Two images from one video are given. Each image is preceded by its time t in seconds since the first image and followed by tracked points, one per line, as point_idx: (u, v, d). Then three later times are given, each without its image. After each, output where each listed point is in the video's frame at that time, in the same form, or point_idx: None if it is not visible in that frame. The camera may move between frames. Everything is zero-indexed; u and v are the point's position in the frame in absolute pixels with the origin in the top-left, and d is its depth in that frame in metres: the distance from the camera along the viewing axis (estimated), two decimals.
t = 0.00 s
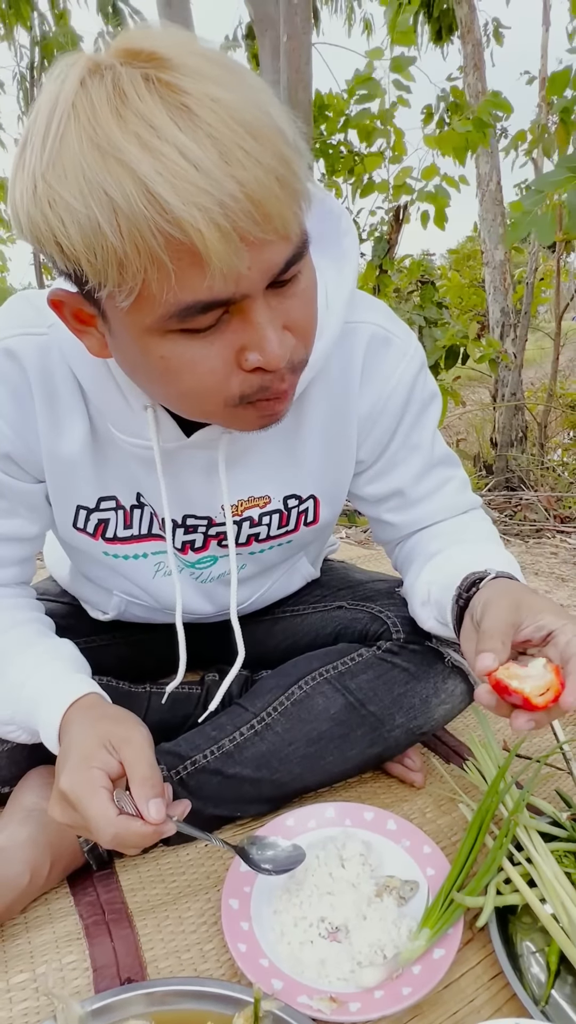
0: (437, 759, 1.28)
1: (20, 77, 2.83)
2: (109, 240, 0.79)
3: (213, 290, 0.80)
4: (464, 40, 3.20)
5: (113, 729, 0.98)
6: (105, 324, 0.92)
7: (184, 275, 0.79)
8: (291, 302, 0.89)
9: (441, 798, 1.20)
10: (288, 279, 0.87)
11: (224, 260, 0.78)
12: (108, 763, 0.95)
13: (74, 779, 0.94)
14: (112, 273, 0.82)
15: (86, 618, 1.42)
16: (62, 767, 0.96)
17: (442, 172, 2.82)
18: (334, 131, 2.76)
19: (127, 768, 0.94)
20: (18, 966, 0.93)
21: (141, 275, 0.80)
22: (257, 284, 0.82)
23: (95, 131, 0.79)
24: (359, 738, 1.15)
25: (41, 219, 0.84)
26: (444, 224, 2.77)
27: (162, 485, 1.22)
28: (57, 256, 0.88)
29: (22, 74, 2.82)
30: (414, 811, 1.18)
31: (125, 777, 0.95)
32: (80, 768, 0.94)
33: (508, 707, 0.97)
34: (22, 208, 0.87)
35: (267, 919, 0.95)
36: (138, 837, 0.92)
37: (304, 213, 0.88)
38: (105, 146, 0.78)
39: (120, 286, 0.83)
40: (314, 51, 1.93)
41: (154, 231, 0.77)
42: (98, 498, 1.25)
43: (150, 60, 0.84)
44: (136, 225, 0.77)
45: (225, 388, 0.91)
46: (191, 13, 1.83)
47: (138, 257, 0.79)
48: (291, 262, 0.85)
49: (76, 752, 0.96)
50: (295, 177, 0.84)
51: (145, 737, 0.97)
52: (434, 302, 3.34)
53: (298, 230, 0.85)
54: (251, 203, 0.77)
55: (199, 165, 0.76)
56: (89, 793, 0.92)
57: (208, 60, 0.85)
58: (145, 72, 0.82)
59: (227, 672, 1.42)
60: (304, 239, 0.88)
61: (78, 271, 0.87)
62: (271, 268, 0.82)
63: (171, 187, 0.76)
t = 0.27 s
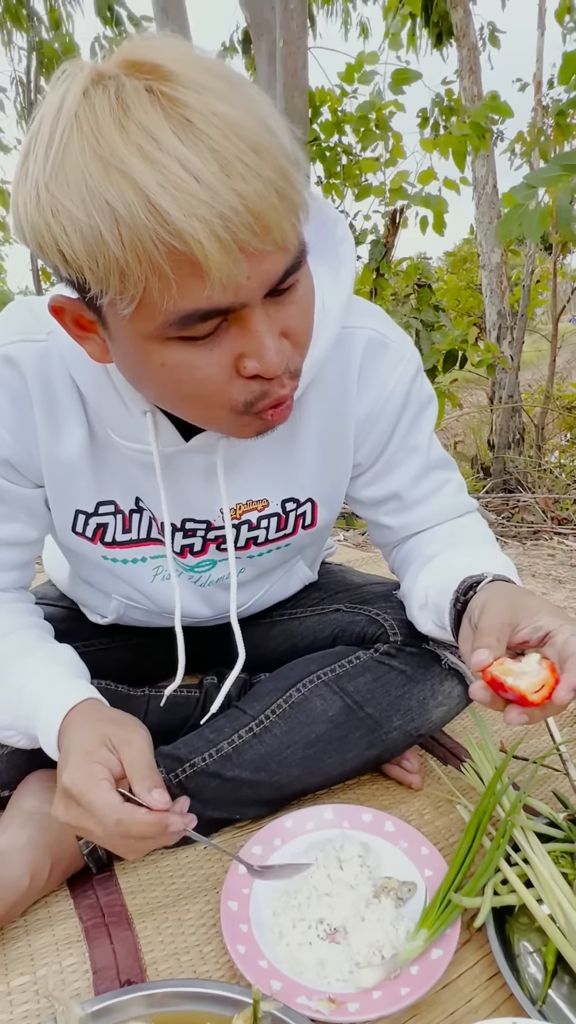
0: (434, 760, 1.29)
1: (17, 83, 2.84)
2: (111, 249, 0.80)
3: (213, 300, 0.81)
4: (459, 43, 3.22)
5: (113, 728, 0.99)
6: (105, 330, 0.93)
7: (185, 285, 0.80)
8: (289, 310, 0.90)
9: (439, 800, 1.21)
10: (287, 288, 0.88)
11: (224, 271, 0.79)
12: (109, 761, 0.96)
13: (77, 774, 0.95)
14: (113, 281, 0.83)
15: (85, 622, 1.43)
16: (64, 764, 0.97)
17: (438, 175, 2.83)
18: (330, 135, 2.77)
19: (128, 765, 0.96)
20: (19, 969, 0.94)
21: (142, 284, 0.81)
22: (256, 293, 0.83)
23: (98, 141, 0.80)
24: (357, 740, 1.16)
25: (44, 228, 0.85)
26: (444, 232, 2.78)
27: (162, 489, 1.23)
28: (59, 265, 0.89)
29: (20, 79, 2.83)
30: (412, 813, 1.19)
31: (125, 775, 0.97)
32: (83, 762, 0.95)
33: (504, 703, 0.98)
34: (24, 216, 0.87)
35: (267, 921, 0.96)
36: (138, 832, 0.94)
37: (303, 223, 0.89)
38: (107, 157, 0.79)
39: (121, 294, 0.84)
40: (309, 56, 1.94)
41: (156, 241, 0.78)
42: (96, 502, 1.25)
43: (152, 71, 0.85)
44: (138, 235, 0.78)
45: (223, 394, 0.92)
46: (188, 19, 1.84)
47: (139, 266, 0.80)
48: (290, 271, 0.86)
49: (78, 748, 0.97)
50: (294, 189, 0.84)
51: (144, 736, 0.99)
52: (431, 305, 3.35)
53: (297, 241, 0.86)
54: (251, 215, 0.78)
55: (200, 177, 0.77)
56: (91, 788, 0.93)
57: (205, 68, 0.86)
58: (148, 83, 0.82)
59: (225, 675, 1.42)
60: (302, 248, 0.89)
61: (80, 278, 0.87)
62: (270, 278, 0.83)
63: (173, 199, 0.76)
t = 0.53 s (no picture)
0: (432, 761, 1.30)
1: (14, 88, 2.85)
2: (109, 257, 0.81)
3: (210, 309, 0.82)
4: (455, 47, 3.24)
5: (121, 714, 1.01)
6: (103, 334, 0.94)
7: (182, 294, 0.81)
8: (285, 318, 0.90)
9: (437, 800, 1.21)
10: (283, 297, 0.88)
11: (221, 281, 0.79)
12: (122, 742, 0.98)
13: (92, 758, 0.96)
14: (111, 287, 0.84)
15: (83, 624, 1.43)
16: (75, 754, 0.97)
17: (435, 178, 2.84)
18: (327, 139, 2.78)
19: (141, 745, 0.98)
20: (18, 971, 0.94)
21: (140, 292, 0.82)
22: (253, 302, 0.83)
23: (99, 150, 0.80)
24: (355, 741, 1.16)
25: (44, 233, 0.85)
26: (434, 240, 2.79)
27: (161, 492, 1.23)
28: (59, 269, 0.89)
29: (16, 84, 2.84)
30: (410, 813, 1.19)
31: (139, 754, 0.98)
32: (97, 746, 0.96)
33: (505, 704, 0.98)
34: (25, 220, 0.88)
35: (265, 921, 0.96)
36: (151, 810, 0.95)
37: (302, 235, 0.89)
38: (108, 166, 0.79)
39: (119, 300, 0.85)
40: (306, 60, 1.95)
41: (154, 250, 0.78)
42: (95, 505, 1.26)
43: (154, 80, 0.85)
44: (136, 244, 0.79)
45: (218, 400, 0.92)
46: (184, 24, 1.85)
47: (137, 274, 0.80)
48: (287, 282, 0.87)
49: (88, 736, 0.98)
50: (293, 201, 0.85)
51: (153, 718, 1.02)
52: (428, 308, 3.36)
53: (295, 252, 0.87)
54: (249, 227, 0.79)
55: (199, 188, 0.77)
56: (107, 767, 0.94)
57: (205, 75, 0.87)
58: (149, 93, 0.83)
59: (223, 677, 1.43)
60: (300, 258, 0.90)
61: (78, 284, 0.88)
62: (267, 288, 0.83)
63: (171, 209, 0.77)
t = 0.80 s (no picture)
0: (432, 762, 1.30)
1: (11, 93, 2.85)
2: (111, 264, 0.81)
3: (209, 318, 0.82)
4: (451, 51, 3.25)
5: (119, 715, 1.02)
6: (104, 338, 0.94)
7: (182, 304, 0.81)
8: (284, 328, 0.91)
9: (436, 801, 1.21)
10: (283, 307, 0.89)
11: (220, 292, 0.80)
12: (120, 744, 0.98)
13: (91, 759, 0.96)
14: (112, 293, 0.84)
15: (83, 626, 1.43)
16: (74, 755, 0.97)
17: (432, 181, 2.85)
18: (324, 142, 2.79)
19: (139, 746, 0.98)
20: (18, 973, 0.94)
21: (141, 300, 0.82)
22: (251, 313, 0.84)
23: (104, 158, 0.80)
24: (355, 742, 1.16)
25: (47, 238, 0.85)
26: (435, 239, 2.79)
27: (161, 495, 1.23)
28: (61, 274, 0.89)
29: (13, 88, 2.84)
30: (410, 814, 1.19)
31: (137, 756, 0.99)
32: (95, 748, 0.96)
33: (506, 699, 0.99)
34: (28, 224, 0.88)
35: (266, 922, 0.96)
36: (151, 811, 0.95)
37: (304, 246, 0.89)
38: (112, 174, 0.79)
39: (119, 306, 0.85)
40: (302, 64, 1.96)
41: (155, 260, 0.78)
42: (95, 507, 1.26)
43: (160, 88, 0.85)
44: (138, 254, 0.79)
45: (215, 407, 0.93)
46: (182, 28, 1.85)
47: (138, 282, 0.81)
48: (287, 293, 0.87)
49: (87, 738, 0.98)
50: (297, 213, 0.85)
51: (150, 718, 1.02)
52: (425, 310, 3.37)
53: (296, 264, 0.87)
54: (250, 239, 0.79)
55: (201, 200, 0.77)
56: (105, 768, 0.94)
57: (211, 84, 0.87)
58: (155, 102, 0.83)
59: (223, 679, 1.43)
60: (302, 269, 0.90)
61: (80, 289, 0.88)
62: (266, 299, 0.84)
63: (174, 219, 0.77)
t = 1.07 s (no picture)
0: (431, 763, 1.30)
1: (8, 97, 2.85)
2: (112, 261, 0.81)
3: (210, 317, 0.83)
4: (447, 56, 3.27)
5: (122, 756, 0.99)
6: (103, 335, 0.94)
7: (183, 302, 0.81)
8: (284, 329, 0.91)
9: (436, 802, 1.21)
10: (283, 308, 0.89)
11: (221, 292, 0.80)
12: (120, 791, 0.96)
13: (94, 812, 0.94)
14: (112, 291, 0.84)
15: (82, 629, 1.43)
16: (80, 800, 0.96)
17: (429, 184, 2.86)
18: (321, 146, 2.80)
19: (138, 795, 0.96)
20: (19, 977, 0.94)
21: (141, 298, 0.82)
22: (252, 313, 0.84)
23: (107, 156, 0.80)
24: (354, 744, 1.16)
25: (50, 235, 0.85)
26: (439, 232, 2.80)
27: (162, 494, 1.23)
28: (63, 271, 0.89)
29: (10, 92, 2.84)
30: (410, 816, 1.19)
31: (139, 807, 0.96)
32: (97, 800, 0.94)
33: (504, 699, 0.99)
34: (31, 221, 0.88)
35: (266, 924, 0.96)
36: (148, 836, 0.95)
37: (304, 248, 0.90)
38: (115, 172, 0.79)
39: (119, 304, 0.85)
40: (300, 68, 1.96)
41: (157, 258, 0.78)
42: (95, 507, 1.26)
43: (165, 89, 0.85)
44: (140, 253, 0.79)
45: (213, 404, 0.93)
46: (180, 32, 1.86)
47: (139, 280, 0.81)
48: (287, 294, 0.88)
49: (92, 784, 0.96)
50: (298, 215, 0.86)
51: (153, 764, 0.99)
52: (423, 313, 3.37)
53: (296, 265, 0.87)
54: (251, 240, 0.79)
55: (204, 201, 0.78)
56: (108, 823, 0.93)
57: (215, 86, 0.87)
58: (159, 102, 0.83)
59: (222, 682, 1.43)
60: (301, 270, 0.90)
61: (81, 286, 0.88)
62: (266, 300, 0.84)
63: (176, 219, 0.77)
